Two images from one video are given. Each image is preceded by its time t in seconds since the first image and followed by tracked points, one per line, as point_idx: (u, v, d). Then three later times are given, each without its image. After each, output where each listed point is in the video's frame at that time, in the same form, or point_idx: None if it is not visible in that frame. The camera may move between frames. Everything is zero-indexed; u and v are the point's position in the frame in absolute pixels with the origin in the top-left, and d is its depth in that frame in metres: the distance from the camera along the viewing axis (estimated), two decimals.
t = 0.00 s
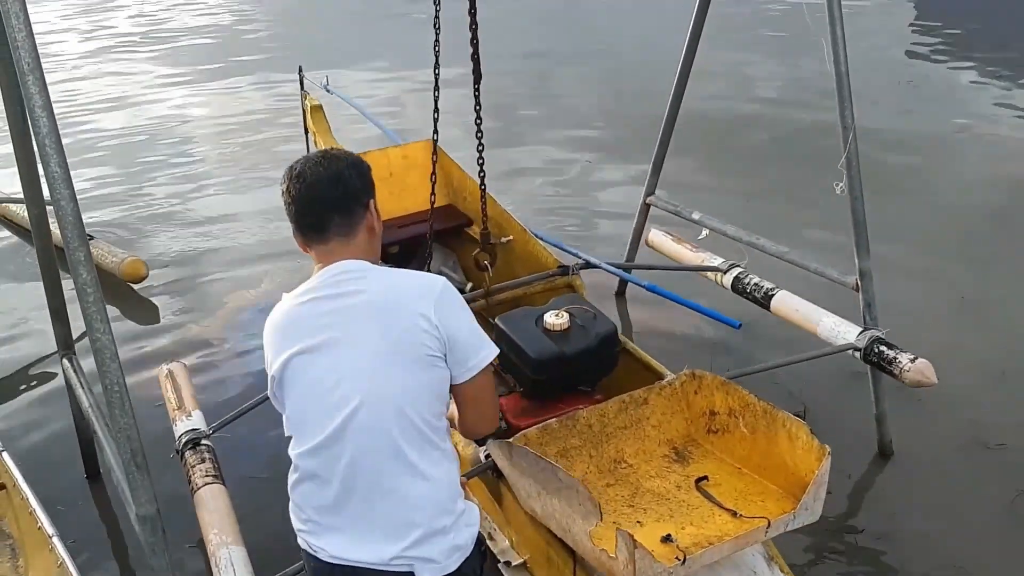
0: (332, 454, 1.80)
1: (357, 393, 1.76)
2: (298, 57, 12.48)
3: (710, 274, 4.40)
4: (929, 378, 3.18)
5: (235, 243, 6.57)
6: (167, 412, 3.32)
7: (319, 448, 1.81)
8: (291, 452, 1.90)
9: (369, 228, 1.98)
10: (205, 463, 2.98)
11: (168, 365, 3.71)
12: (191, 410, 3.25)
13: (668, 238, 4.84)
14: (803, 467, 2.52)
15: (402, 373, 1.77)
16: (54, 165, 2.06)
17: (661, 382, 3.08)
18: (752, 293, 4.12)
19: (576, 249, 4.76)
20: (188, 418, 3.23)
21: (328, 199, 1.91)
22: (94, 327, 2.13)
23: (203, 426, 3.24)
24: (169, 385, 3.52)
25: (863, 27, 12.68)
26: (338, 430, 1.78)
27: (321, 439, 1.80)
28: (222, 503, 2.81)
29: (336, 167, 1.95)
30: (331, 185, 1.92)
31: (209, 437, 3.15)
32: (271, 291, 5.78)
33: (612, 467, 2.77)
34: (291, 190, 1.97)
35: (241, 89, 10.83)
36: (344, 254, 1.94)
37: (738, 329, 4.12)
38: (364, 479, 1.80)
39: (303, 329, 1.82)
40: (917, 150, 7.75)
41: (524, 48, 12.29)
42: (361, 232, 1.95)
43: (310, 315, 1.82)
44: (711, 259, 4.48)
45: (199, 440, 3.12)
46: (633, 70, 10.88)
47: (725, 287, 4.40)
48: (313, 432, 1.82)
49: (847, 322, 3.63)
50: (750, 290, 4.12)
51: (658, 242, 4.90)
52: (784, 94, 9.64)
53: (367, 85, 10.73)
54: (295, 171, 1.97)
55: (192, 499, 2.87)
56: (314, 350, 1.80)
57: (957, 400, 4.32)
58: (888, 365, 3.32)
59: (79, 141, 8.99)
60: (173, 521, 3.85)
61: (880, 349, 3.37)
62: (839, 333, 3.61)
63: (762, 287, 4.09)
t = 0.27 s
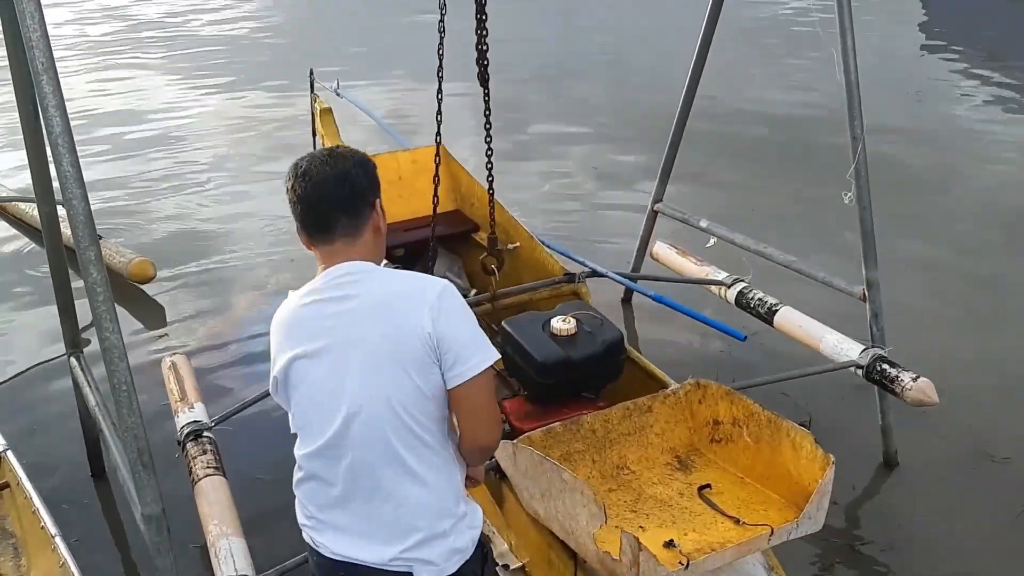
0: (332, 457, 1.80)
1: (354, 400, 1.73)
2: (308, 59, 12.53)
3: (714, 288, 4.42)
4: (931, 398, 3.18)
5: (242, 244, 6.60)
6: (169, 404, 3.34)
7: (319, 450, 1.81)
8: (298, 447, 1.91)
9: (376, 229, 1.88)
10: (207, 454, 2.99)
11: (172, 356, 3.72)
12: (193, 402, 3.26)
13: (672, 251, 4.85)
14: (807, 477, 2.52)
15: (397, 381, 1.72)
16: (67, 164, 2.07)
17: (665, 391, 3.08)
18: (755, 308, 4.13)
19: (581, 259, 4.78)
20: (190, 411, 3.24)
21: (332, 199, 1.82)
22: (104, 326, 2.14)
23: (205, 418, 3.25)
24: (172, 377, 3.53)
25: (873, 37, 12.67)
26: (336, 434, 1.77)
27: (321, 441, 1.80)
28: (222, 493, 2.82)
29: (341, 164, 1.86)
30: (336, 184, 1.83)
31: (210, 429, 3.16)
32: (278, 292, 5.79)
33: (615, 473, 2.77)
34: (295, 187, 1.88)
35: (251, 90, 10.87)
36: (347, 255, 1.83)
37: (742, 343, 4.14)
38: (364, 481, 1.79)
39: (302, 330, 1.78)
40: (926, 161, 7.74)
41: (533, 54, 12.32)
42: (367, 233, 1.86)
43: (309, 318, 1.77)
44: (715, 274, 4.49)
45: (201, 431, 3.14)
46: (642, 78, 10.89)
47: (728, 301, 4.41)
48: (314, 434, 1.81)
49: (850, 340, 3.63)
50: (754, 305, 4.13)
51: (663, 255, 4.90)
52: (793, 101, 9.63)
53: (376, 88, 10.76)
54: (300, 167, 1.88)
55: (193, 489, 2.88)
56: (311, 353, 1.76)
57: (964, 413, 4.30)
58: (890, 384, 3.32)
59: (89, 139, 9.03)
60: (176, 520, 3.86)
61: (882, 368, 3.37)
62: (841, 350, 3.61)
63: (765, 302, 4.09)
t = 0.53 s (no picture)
0: (330, 463, 1.81)
1: (351, 409, 1.74)
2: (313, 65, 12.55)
3: (716, 298, 4.42)
4: (932, 408, 3.18)
5: (247, 250, 6.61)
6: (172, 408, 3.35)
7: (318, 457, 1.82)
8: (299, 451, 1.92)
9: (375, 233, 1.88)
10: (210, 458, 3.00)
11: (174, 362, 3.72)
12: (195, 406, 3.27)
13: (673, 261, 4.86)
14: (812, 485, 2.52)
15: (394, 390, 1.72)
16: (76, 168, 2.08)
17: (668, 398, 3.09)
18: (757, 318, 4.14)
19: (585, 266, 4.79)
20: (192, 414, 3.24)
21: (332, 205, 1.82)
22: (111, 329, 2.15)
23: (207, 421, 3.26)
24: (175, 381, 3.54)
25: (879, 43, 12.68)
26: (334, 441, 1.78)
27: (319, 448, 1.81)
28: (225, 498, 2.83)
29: (340, 170, 1.84)
30: (335, 191, 1.82)
31: (213, 433, 3.17)
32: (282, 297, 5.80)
33: (620, 480, 2.77)
34: (295, 192, 1.87)
35: (256, 96, 10.90)
36: (347, 262, 1.83)
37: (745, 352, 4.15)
38: (362, 487, 1.80)
39: (300, 338, 1.78)
40: (932, 168, 7.74)
41: (539, 60, 12.34)
42: (366, 238, 1.86)
43: (307, 326, 1.77)
44: (717, 283, 4.50)
45: (203, 435, 3.14)
46: (648, 84, 10.90)
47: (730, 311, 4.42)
48: (313, 441, 1.82)
49: (852, 350, 3.63)
50: (755, 316, 4.14)
51: (663, 265, 4.90)
52: (798, 107, 9.63)
53: (382, 94, 10.78)
54: (300, 172, 1.87)
55: (196, 494, 2.89)
56: (309, 361, 1.77)
57: (971, 422, 4.29)
58: (892, 395, 3.32)
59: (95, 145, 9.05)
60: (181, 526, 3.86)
61: (883, 378, 3.37)
62: (843, 360, 3.62)
63: (767, 312, 4.10)
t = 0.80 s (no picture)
0: (329, 469, 1.81)
1: (349, 415, 1.74)
2: (319, 71, 12.58)
3: (717, 305, 4.42)
4: (933, 416, 3.17)
5: (251, 255, 6.62)
6: (173, 416, 3.35)
7: (318, 463, 1.82)
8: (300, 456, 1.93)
9: (374, 239, 1.88)
10: (211, 467, 3.00)
11: (175, 369, 3.73)
12: (196, 414, 3.26)
13: (673, 267, 4.85)
14: (816, 494, 2.52)
15: (391, 396, 1.72)
16: (82, 173, 2.09)
17: (671, 407, 3.08)
18: (758, 325, 4.13)
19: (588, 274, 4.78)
20: (194, 423, 3.24)
21: (330, 212, 1.82)
22: (116, 334, 2.16)
23: (209, 429, 3.26)
24: (176, 389, 3.54)
25: (883, 53, 12.69)
26: (333, 448, 1.78)
27: (318, 453, 1.81)
28: (228, 508, 2.82)
29: (339, 176, 1.84)
30: (334, 198, 1.82)
31: (215, 442, 3.17)
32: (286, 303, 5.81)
33: (623, 488, 2.76)
34: (295, 199, 1.87)
35: (262, 102, 10.92)
36: (346, 268, 1.83)
37: (746, 358, 4.14)
38: (361, 493, 1.80)
39: (300, 344, 1.79)
40: (936, 179, 7.74)
41: (544, 68, 12.36)
42: (365, 245, 1.86)
43: (307, 332, 1.78)
44: (717, 290, 4.49)
45: (205, 444, 3.14)
46: (653, 93, 10.92)
47: (731, 318, 4.42)
48: (312, 447, 1.82)
49: (853, 357, 3.62)
50: (757, 322, 4.13)
51: (664, 272, 4.89)
52: (802, 116, 9.63)
53: (388, 101, 10.81)
54: (300, 179, 1.87)
55: (198, 502, 2.88)
56: (308, 367, 1.77)
57: (975, 433, 4.28)
58: (893, 403, 3.31)
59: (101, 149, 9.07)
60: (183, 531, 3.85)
61: (885, 386, 3.36)
62: (844, 367, 3.61)
63: (768, 319, 4.10)
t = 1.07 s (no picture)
0: (329, 472, 1.81)
1: (350, 419, 1.74)
2: (323, 75, 12.60)
3: (716, 310, 4.42)
4: (933, 421, 3.17)
5: (254, 259, 6.62)
6: (174, 419, 3.35)
7: (318, 465, 1.82)
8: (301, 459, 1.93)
9: (377, 243, 1.88)
10: (213, 470, 3.00)
11: (176, 372, 3.73)
12: (198, 418, 3.26)
13: (673, 272, 4.85)
14: (819, 498, 2.52)
15: (392, 401, 1.72)
16: (88, 175, 2.09)
17: (672, 411, 3.08)
18: (758, 330, 4.13)
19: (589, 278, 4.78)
20: (195, 426, 3.24)
21: (333, 216, 1.82)
22: (120, 336, 2.16)
23: (210, 433, 3.26)
24: (177, 392, 3.54)
25: (886, 59, 12.71)
26: (333, 451, 1.78)
27: (318, 457, 1.81)
28: (230, 512, 2.82)
29: (343, 180, 1.84)
30: (338, 202, 1.82)
31: (216, 445, 3.17)
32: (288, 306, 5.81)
33: (626, 492, 2.76)
34: (298, 203, 1.88)
35: (266, 106, 10.94)
36: (349, 273, 1.84)
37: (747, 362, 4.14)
38: (361, 497, 1.80)
39: (301, 346, 1.79)
40: (939, 185, 7.74)
41: (547, 73, 12.38)
42: (367, 249, 1.86)
43: (309, 335, 1.78)
44: (717, 295, 4.49)
45: (207, 447, 3.15)
46: (655, 98, 10.93)
47: (731, 323, 4.41)
48: (313, 450, 1.82)
49: (853, 361, 3.62)
50: (756, 327, 4.13)
51: (664, 276, 4.89)
52: (805, 122, 9.63)
53: (390, 105, 10.82)
54: (303, 182, 1.87)
55: (200, 506, 2.88)
56: (309, 370, 1.77)
57: (977, 441, 4.28)
58: (893, 407, 3.31)
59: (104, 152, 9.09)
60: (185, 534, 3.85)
61: (885, 391, 3.35)
62: (844, 372, 3.61)
63: (768, 323, 4.10)
